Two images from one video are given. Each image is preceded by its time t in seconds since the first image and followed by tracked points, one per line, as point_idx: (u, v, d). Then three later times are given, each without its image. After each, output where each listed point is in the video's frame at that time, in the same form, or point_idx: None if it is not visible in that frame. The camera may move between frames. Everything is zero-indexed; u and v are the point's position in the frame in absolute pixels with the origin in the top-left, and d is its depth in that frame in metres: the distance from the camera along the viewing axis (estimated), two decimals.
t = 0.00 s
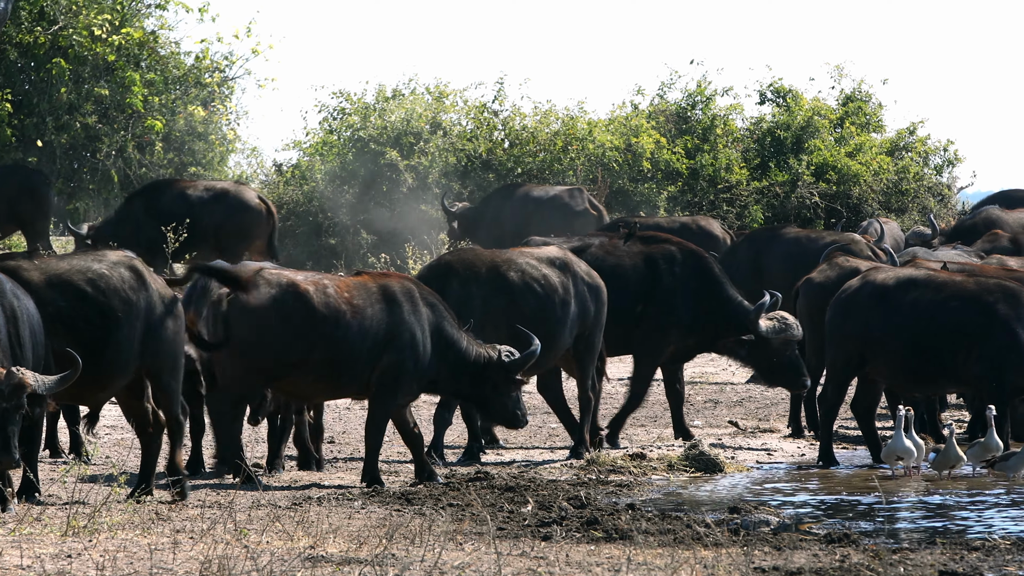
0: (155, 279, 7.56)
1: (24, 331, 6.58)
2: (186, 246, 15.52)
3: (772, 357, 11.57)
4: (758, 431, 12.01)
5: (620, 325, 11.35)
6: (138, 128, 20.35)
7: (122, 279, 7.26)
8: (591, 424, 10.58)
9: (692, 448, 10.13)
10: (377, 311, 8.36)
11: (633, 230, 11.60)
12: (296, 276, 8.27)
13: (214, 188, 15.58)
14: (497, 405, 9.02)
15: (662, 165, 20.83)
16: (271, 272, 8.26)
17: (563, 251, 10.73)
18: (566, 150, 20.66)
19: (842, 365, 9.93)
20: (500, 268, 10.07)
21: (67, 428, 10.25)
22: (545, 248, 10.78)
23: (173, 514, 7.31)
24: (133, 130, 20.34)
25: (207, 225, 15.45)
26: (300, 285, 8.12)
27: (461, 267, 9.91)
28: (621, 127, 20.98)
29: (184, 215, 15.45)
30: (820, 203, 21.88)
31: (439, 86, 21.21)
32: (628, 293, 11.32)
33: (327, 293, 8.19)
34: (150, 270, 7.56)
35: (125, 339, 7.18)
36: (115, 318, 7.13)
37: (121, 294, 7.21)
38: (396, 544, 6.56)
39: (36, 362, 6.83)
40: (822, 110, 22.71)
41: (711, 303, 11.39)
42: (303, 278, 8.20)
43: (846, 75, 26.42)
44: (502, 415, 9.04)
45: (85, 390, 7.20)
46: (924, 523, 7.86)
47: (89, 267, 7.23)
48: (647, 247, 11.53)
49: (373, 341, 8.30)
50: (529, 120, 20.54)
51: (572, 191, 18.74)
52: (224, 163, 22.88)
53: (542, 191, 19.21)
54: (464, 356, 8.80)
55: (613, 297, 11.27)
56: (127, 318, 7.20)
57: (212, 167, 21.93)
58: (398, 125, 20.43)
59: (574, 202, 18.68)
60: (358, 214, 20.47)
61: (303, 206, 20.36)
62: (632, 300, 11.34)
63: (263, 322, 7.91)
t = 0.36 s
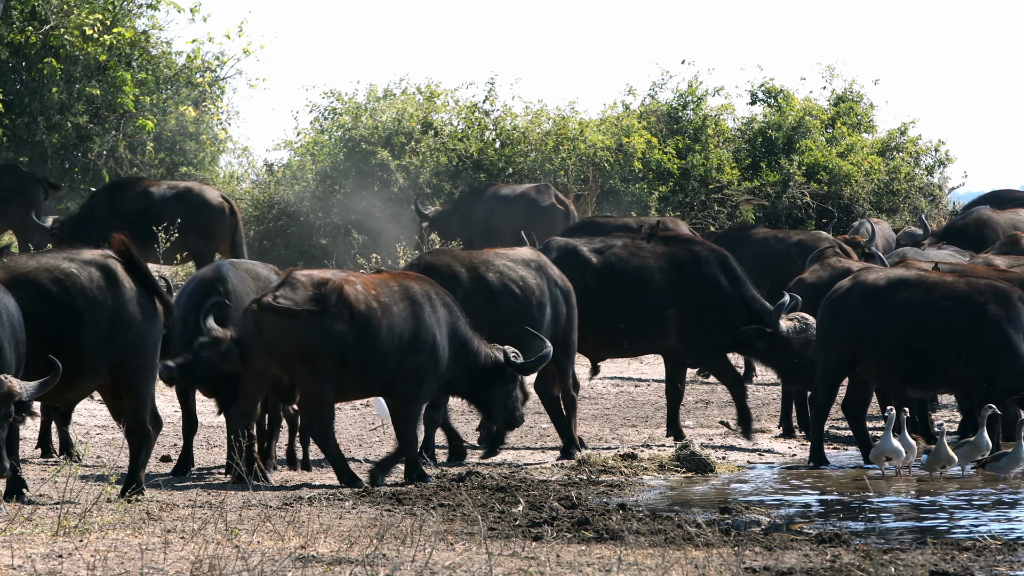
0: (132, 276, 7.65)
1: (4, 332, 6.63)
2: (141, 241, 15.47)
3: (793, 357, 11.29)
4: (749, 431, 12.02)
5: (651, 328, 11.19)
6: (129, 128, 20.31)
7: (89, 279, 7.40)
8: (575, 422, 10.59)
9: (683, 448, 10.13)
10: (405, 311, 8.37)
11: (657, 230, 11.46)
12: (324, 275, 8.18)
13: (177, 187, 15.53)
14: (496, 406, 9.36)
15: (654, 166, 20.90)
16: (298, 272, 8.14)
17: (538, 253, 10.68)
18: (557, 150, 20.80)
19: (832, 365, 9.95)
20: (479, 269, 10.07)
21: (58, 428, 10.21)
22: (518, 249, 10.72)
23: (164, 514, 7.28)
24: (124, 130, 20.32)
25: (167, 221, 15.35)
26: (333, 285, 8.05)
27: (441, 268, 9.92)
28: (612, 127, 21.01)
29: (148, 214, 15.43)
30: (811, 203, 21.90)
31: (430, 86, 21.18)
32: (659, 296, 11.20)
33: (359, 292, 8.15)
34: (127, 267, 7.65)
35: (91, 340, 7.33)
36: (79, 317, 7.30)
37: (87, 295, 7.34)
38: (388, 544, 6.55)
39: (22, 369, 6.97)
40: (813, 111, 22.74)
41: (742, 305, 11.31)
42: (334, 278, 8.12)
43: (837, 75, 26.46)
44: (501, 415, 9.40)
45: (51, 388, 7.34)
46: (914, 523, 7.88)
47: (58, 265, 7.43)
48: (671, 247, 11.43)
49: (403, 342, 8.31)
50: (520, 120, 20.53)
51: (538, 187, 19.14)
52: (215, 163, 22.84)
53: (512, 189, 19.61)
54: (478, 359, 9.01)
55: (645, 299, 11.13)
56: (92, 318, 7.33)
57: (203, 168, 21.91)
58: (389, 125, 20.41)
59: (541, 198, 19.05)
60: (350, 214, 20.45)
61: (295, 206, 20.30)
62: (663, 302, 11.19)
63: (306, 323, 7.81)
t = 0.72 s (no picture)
0: (109, 271, 7.69)
1: None
2: (113, 238, 16.12)
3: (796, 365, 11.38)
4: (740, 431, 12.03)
5: (665, 328, 11.20)
6: (120, 128, 20.29)
7: (60, 275, 7.52)
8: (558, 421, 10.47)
9: (673, 448, 10.14)
10: (436, 309, 8.67)
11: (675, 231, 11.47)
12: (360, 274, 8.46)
13: (141, 184, 16.12)
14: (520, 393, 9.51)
15: (644, 166, 20.88)
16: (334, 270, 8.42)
17: (506, 256, 10.72)
18: (547, 150, 20.74)
19: (823, 365, 9.94)
20: (453, 269, 10.08)
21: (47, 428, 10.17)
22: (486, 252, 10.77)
23: (154, 514, 7.26)
24: (115, 130, 20.28)
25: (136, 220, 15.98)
26: (371, 282, 8.33)
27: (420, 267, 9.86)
28: (603, 126, 21.02)
29: (114, 215, 16.03)
30: (802, 203, 21.91)
31: (421, 86, 21.15)
32: (674, 297, 11.19)
33: (394, 289, 8.43)
34: (105, 264, 7.70)
35: (64, 334, 7.45)
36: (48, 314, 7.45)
37: (57, 291, 7.48)
38: (378, 544, 6.54)
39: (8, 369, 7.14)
40: (804, 111, 22.75)
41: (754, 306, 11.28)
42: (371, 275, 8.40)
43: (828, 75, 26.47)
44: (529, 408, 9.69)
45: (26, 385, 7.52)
46: (903, 523, 7.91)
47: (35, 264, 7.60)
48: (688, 249, 11.44)
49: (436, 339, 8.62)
50: (511, 120, 20.51)
51: (513, 188, 19.34)
52: (206, 163, 22.79)
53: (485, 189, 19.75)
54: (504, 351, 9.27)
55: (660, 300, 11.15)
56: (61, 314, 7.46)
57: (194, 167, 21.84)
58: (380, 125, 20.39)
59: (516, 199, 19.28)
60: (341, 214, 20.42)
61: (286, 205, 20.26)
62: (679, 303, 11.19)
63: (346, 320, 8.10)
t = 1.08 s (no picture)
0: (90, 270, 7.64)
1: None
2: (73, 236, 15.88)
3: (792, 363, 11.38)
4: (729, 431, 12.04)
5: (677, 328, 11.18)
6: (108, 127, 20.24)
7: (39, 275, 7.48)
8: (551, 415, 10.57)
9: (662, 448, 10.14)
10: (472, 307, 8.79)
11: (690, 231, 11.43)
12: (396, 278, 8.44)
13: (106, 186, 15.97)
14: (560, 386, 9.83)
15: (633, 165, 20.88)
16: (370, 276, 8.36)
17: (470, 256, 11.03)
18: (536, 150, 20.73)
19: (812, 365, 9.98)
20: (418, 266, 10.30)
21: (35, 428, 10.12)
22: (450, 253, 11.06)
23: (142, 514, 7.23)
24: (103, 129, 20.24)
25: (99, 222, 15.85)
26: (412, 286, 8.32)
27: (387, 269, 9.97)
28: (592, 126, 20.96)
29: (76, 214, 15.83)
30: (790, 202, 21.91)
31: (410, 85, 21.10)
32: (684, 296, 11.14)
33: (434, 291, 8.47)
34: (85, 262, 7.67)
35: (43, 335, 7.42)
36: (28, 314, 7.39)
37: (34, 293, 7.42)
38: (366, 544, 6.52)
39: None
40: (792, 110, 22.77)
41: (769, 305, 11.16)
42: (410, 279, 8.38)
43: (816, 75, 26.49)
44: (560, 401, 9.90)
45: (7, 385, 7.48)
46: (891, 523, 7.91)
47: (13, 261, 7.54)
48: (703, 249, 11.37)
49: (474, 338, 8.74)
50: (499, 120, 20.52)
51: (488, 187, 19.34)
52: (194, 162, 22.73)
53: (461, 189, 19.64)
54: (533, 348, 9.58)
55: (671, 300, 11.12)
56: (40, 315, 7.41)
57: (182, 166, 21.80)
58: (368, 125, 20.38)
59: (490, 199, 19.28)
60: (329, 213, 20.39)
61: (274, 205, 20.28)
62: (688, 302, 11.13)
63: (396, 327, 8.11)
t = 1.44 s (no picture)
0: (74, 267, 7.60)
1: None
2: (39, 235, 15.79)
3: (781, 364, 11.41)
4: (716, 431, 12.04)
5: (685, 327, 11.24)
6: (96, 127, 20.18)
7: (24, 274, 7.40)
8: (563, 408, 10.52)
9: (649, 448, 10.13)
10: (495, 307, 8.98)
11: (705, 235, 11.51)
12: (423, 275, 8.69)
13: (66, 184, 15.87)
14: (579, 390, 9.86)
15: (621, 163, 20.49)
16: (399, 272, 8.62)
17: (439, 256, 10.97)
18: (524, 149, 20.75)
19: (798, 364, 10.00)
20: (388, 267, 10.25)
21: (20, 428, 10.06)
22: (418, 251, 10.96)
23: (128, 514, 7.19)
24: (90, 128, 20.18)
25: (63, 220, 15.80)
26: (435, 284, 8.54)
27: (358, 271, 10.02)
28: (579, 126, 20.86)
29: (38, 212, 15.74)
30: (778, 202, 21.92)
31: (398, 85, 21.06)
32: (692, 295, 11.19)
33: (457, 290, 8.69)
34: (69, 261, 7.62)
35: (26, 334, 7.36)
36: (13, 314, 7.32)
37: (19, 292, 7.34)
38: (353, 544, 6.49)
39: None
40: (780, 110, 22.80)
41: (777, 304, 11.18)
42: (434, 276, 8.61)
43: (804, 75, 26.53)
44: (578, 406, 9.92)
45: None
46: (878, 523, 7.92)
47: None
48: (715, 250, 11.41)
49: (496, 338, 8.93)
50: (487, 119, 20.53)
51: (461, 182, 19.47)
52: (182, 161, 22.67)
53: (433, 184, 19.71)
54: (557, 357, 9.65)
55: (678, 298, 11.20)
56: (25, 314, 7.35)
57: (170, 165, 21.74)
58: (355, 124, 20.39)
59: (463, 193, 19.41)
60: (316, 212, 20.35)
61: (262, 204, 20.29)
62: (695, 301, 11.18)
63: (420, 325, 8.32)
